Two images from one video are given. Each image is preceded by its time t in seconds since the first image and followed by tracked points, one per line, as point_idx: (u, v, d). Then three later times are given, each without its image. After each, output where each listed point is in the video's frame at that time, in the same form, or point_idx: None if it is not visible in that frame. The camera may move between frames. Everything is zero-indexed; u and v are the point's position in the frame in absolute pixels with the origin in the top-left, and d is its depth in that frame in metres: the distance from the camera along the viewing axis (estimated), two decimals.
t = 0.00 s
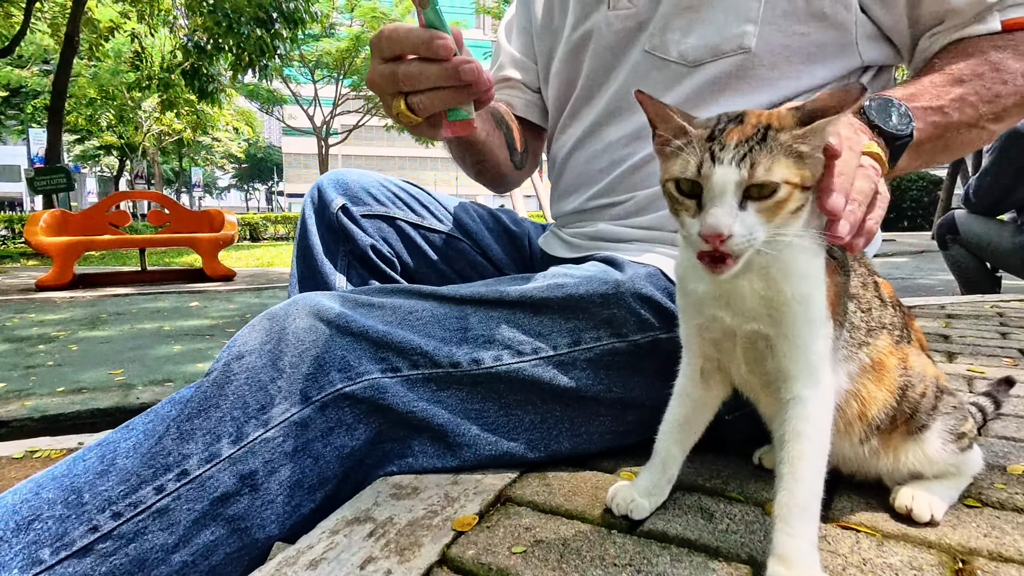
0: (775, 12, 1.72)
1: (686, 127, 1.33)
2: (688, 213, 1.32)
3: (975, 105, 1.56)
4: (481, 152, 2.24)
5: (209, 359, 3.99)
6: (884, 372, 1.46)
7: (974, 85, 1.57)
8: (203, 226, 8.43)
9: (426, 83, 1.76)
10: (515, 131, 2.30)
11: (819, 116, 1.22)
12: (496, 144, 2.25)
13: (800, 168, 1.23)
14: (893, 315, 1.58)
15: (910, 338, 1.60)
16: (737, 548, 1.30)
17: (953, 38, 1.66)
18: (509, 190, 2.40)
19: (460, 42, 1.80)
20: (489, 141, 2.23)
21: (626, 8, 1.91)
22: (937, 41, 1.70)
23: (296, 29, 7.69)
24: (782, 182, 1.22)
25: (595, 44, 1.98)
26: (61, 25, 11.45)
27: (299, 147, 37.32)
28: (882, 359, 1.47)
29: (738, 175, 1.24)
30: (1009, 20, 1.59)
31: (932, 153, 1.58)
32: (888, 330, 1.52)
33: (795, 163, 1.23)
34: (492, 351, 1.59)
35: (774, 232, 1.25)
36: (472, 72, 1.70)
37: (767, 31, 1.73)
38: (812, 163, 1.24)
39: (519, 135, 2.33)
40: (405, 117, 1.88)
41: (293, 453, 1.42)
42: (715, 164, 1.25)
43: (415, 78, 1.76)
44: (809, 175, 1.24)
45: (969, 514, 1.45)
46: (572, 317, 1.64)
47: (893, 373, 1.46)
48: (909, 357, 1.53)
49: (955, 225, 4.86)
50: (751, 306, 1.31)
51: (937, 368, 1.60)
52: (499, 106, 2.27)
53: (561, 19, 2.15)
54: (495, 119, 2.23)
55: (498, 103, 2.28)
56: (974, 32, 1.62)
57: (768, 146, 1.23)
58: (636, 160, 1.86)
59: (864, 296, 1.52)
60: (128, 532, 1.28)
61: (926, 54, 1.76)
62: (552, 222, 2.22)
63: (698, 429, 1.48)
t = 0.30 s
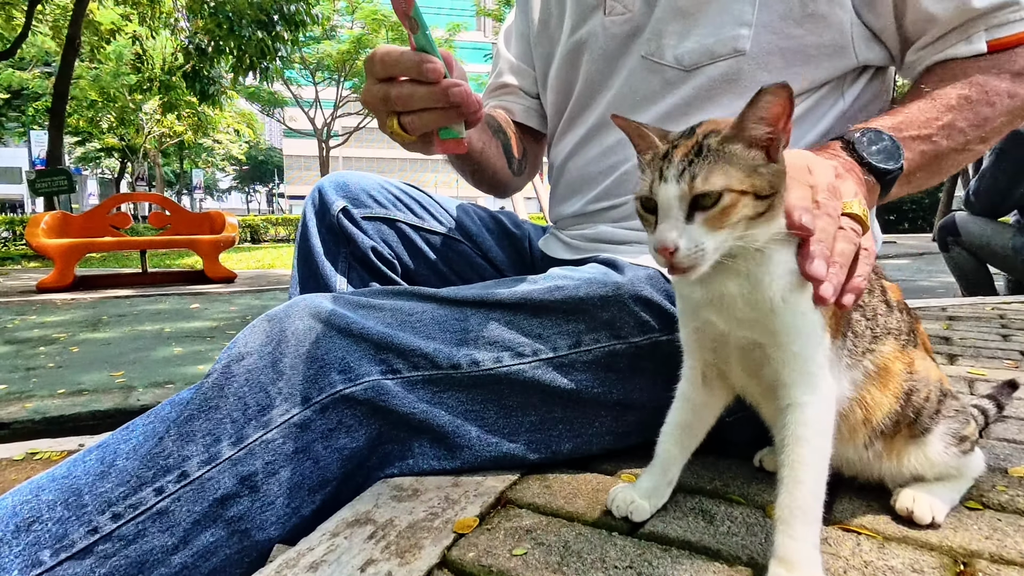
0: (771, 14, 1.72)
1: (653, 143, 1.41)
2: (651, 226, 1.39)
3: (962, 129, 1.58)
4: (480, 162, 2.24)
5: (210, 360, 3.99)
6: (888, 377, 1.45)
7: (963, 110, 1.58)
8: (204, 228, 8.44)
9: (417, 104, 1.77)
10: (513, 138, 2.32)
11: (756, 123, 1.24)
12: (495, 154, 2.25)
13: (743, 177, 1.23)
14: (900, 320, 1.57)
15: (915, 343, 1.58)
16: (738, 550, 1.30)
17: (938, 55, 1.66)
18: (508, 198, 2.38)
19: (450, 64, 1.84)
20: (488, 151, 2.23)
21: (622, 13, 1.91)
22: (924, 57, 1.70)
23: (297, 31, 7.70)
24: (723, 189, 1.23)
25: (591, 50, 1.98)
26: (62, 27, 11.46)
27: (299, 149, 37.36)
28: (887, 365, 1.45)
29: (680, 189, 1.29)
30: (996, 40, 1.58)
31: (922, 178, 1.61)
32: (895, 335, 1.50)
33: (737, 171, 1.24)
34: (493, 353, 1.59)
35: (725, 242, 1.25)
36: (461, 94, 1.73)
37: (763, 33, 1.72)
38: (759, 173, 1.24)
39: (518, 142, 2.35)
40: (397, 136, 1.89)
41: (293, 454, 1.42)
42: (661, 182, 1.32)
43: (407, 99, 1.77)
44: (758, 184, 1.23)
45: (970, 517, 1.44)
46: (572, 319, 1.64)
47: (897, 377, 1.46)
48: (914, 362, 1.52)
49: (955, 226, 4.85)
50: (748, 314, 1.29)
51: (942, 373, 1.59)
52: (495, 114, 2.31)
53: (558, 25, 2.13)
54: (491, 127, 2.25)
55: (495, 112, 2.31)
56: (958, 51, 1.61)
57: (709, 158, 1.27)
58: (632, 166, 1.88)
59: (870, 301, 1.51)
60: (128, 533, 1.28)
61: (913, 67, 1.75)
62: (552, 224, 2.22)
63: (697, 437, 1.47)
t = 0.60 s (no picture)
0: (769, 17, 1.72)
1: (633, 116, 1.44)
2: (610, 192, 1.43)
3: (987, 111, 1.55)
4: (481, 168, 2.24)
5: (211, 362, 3.99)
6: (884, 393, 1.39)
7: (984, 93, 1.56)
8: (205, 230, 8.44)
9: (422, 119, 1.77)
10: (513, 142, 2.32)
11: (698, 109, 1.25)
12: (495, 160, 2.26)
13: (682, 163, 1.25)
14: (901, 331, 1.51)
15: (915, 355, 1.52)
16: (740, 552, 1.30)
17: (953, 46, 1.65)
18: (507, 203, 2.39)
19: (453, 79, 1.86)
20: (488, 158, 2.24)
21: (620, 17, 1.91)
22: (937, 49, 1.69)
23: (298, 34, 7.73)
24: (659, 167, 1.26)
25: (589, 54, 1.98)
26: (63, 29, 11.47)
27: (300, 151, 37.39)
28: (885, 379, 1.40)
29: (625, 159, 1.33)
30: (1012, 27, 1.57)
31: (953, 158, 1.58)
32: (896, 348, 1.44)
33: (677, 155, 1.25)
34: (494, 355, 1.59)
35: (661, 221, 1.29)
36: (467, 111, 1.74)
37: (761, 35, 1.73)
38: (702, 161, 1.24)
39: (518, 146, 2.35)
40: (399, 149, 1.89)
41: (294, 457, 1.42)
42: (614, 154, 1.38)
43: (411, 114, 1.77)
44: (699, 175, 1.24)
45: (971, 519, 1.44)
46: (573, 321, 1.65)
47: (893, 393, 1.40)
48: (913, 375, 1.47)
49: (955, 228, 4.86)
50: (740, 316, 1.28)
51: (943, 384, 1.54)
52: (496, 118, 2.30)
53: (556, 29, 2.14)
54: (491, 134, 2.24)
55: (494, 116, 2.30)
56: (974, 40, 1.60)
57: (654, 137, 1.30)
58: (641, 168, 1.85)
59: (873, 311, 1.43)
60: (129, 535, 1.28)
61: (925, 62, 1.75)
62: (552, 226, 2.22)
63: (693, 440, 1.47)
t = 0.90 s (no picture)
0: (766, 18, 1.72)
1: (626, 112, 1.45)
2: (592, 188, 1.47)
3: (970, 126, 1.54)
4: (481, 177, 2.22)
5: (212, 364, 3.99)
6: (883, 401, 1.39)
7: (966, 108, 1.55)
8: (206, 232, 8.44)
9: (425, 146, 1.78)
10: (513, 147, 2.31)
11: (668, 121, 1.25)
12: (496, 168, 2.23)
13: (650, 169, 1.27)
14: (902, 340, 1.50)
15: (913, 364, 1.50)
16: (740, 555, 1.30)
17: (941, 61, 1.64)
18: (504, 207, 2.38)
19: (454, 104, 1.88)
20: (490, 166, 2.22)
21: (617, 18, 1.91)
22: (925, 63, 1.68)
23: (299, 36, 7.75)
24: (625, 170, 1.30)
25: (586, 54, 1.97)
26: (65, 32, 11.49)
27: (301, 153, 37.41)
28: (883, 386, 1.40)
29: (602, 161, 1.37)
30: (999, 44, 1.54)
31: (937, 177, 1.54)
32: (890, 358, 1.43)
33: (647, 162, 1.28)
34: (494, 356, 1.59)
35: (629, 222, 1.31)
36: (470, 139, 1.75)
37: (758, 37, 1.73)
38: (667, 172, 1.25)
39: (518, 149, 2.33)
40: (401, 171, 1.90)
41: (293, 459, 1.42)
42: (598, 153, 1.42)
43: (414, 141, 1.78)
44: (662, 181, 1.26)
45: (972, 521, 1.44)
46: (573, 323, 1.65)
47: (891, 401, 1.40)
48: (909, 386, 1.45)
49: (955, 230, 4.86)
50: (725, 322, 1.28)
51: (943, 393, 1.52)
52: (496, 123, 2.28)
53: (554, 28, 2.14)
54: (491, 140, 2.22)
55: (493, 120, 2.28)
56: (962, 56, 1.59)
57: (631, 138, 1.33)
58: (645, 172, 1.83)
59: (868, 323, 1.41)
60: (128, 537, 1.28)
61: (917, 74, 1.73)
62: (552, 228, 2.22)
63: (689, 443, 1.46)
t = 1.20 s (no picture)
0: (764, 20, 1.73)
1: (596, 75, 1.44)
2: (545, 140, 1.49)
3: (986, 115, 1.50)
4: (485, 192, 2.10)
5: (212, 366, 3.99)
6: (854, 398, 1.31)
7: (980, 94, 1.50)
8: (207, 234, 8.44)
9: (427, 186, 1.70)
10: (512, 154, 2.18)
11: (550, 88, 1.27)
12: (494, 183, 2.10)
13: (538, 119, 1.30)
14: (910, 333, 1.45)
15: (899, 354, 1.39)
16: (741, 557, 1.30)
17: (947, 56, 1.63)
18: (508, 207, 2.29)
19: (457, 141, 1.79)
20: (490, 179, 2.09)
21: (616, 19, 1.91)
22: (931, 58, 1.67)
23: (299, 38, 7.78)
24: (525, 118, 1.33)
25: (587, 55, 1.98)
26: (66, 34, 11.50)
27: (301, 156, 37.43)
28: (855, 383, 1.30)
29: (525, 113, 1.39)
30: (1008, 36, 1.53)
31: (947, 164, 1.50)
32: (868, 353, 1.32)
33: (540, 113, 1.30)
34: (495, 358, 1.59)
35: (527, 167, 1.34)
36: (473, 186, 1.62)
37: (756, 39, 1.73)
38: (548, 125, 1.27)
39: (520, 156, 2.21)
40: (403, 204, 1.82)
41: (292, 461, 1.42)
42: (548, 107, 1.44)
43: (416, 181, 1.70)
44: (547, 131, 1.28)
45: (974, 524, 1.44)
46: (573, 326, 1.65)
47: (864, 399, 1.32)
48: (888, 381, 1.34)
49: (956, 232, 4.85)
50: (661, 325, 1.25)
51: (926, 383, 1.42)
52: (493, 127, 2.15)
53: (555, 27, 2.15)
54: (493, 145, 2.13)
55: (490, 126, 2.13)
56: (969, 48, 1.57)
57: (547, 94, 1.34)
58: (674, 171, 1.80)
59: (841, 314, 1.29)
60: (129, 540, 1.28)
61: (920, 70, 1.72)
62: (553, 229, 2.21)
63: (673, 441, 1.43)
